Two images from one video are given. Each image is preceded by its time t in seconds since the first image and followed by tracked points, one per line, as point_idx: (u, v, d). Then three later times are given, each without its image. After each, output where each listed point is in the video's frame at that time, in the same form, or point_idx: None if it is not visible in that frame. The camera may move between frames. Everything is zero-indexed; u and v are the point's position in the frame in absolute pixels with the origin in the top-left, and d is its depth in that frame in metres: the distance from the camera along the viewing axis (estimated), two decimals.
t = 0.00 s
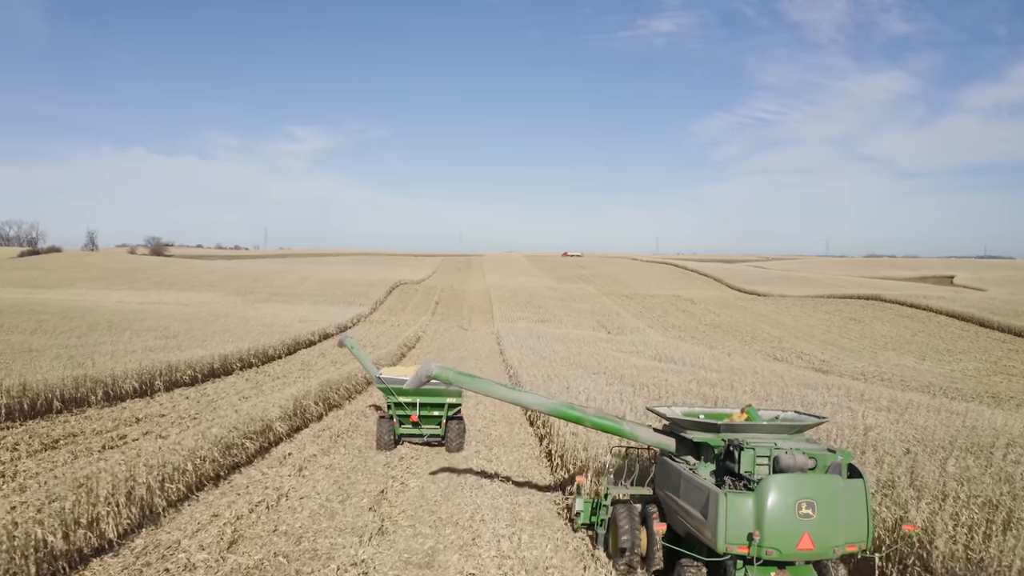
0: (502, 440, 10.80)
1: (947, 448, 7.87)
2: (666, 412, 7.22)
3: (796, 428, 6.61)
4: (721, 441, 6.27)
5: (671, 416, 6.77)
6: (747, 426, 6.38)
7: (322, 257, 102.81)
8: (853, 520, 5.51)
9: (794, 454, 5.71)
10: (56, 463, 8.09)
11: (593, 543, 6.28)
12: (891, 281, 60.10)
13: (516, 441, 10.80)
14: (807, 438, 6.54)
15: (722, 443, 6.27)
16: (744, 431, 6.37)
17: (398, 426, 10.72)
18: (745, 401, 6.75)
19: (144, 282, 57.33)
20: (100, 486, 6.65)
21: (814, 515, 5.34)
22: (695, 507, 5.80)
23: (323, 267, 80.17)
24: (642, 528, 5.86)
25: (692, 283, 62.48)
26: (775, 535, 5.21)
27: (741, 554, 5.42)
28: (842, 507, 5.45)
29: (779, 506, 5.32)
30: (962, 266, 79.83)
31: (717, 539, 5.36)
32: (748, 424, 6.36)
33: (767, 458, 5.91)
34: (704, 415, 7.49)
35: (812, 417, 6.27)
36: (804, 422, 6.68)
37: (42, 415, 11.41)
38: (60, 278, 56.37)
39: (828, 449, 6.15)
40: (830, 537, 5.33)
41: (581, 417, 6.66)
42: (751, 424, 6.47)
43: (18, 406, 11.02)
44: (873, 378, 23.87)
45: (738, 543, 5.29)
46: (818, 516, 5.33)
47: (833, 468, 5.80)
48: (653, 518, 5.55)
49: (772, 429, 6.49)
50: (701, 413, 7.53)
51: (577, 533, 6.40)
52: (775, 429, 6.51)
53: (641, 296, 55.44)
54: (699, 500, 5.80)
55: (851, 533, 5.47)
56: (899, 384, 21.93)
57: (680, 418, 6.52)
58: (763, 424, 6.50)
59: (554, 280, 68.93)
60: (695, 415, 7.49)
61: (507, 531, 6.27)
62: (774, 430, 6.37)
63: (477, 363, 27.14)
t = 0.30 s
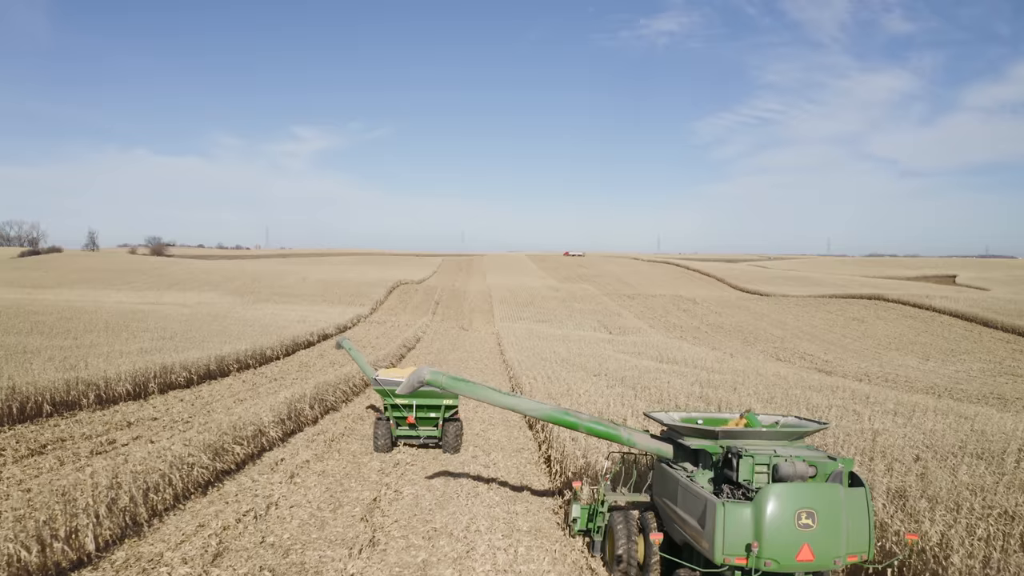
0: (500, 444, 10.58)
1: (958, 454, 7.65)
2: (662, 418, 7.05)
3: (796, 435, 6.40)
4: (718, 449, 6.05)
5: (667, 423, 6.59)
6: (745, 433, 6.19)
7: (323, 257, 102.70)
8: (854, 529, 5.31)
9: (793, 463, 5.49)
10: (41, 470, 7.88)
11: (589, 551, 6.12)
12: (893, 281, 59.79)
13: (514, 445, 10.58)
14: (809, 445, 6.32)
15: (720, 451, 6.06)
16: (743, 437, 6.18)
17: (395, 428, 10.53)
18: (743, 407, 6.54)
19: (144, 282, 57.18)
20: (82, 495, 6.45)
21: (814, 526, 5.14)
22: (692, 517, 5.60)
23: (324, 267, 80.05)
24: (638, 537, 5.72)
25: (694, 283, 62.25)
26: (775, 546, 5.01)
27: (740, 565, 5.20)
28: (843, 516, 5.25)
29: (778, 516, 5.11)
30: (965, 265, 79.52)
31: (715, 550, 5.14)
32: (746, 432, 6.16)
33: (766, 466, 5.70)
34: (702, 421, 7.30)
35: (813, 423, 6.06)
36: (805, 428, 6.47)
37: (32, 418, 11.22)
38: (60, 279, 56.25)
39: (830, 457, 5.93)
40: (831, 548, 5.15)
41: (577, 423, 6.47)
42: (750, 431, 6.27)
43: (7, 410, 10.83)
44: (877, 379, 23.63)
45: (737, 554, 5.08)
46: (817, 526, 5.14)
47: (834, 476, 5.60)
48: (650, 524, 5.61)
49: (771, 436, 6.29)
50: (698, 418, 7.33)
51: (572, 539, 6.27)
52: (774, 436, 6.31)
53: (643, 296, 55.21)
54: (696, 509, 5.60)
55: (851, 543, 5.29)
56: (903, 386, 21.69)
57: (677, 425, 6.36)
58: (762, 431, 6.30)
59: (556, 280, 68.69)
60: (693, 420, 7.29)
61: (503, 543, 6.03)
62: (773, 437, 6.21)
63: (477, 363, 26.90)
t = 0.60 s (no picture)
0: (497, 446, 10.34)
1: (969, 459, 7.39)
2: (657, 422, 6.83)
3: (795, 439, 6.19)
4: (715, 455, 5.85)
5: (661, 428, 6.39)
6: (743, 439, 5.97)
7: (324, 255, 102.64)
8: (853, 540, 5.11)
9: (792, 469, 5.27)
10: (24, 475, 7.67)
11: (584, 557, 5.96)
12: (896, 278, 59.42)
13: (512, 448, 10.34)
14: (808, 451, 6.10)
15: (716, 457, 5.85)
16: (740, 442, 5.96)
17: (391, 427, 10.32)
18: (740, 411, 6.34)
19: (144, 280, 56.95)
20: (62, 503, 6.24)
21: (812, 535, 4.94)
22: (687, 525, 5.40)
23: (325, 264, 79.80)
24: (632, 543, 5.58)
25: (695, 280, 61.96)
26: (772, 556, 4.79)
27: None
28: (842, 526, 5.04)
29: (774, 525, 4.91)
30: (967, 261, 79.22)
31: (709, 560, 4.93)
32: (744, 437, 5.94)
33: (764, 473, 5.49)
34: (698, 425, 7.09)
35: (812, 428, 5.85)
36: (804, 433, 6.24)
37: (20, 420, 11.01)
38: (59, 277, 56.07)
39: (830, 463, 5.71)
40: (830, 559, 4.94)
41: (570, 428, 6.25)
42: (748, 436, 6.06)
43: None
44: (881, 378, 23.33)
45: (733, 565, 4.87)
46: (816, 536, 4.94)
47: (834, 483, 5.37)
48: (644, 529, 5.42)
49: (769, 442, 6.08)
50: (695, 422, 7.12)
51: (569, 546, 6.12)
52: (772, 441, 6.10)
53: (645, 293, 54.97)
54: (692, 517, 5.40)
55: (852, 554, 5.09)
56: (907, 385, 21.43)
57: (672, 430, 6.15)
58: (759, 437, 6.09)
59: (557, 277, 68.43)
60: (690, 424, 7.08)
61: (498, 555, 5.80)
62: (770, 443, 6.02)
63: (476, 362, 26.64)
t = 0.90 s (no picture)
0: (494, 448, 10.12)
1: (980, 463, 7.17)
2: (653, 427, 6.79)
3: (792, 446, 6.10)
4: (711, 460, 5.79)
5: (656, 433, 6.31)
6: (739, 445, 5.91)
7: (325, 250, 102.37)
8: (852, 549, 4.90)
9: (788, 476, 5.19)
10: (4, 480, 7.47)
11: (578, 564, 5.76)
12: (898, 274, 59.02)
13: (508, 450, 10.11)
14: (805, 457, 6.01)
15: (712, 463, 5.78)
16: (736, 448, 5.90)
17: (387, 426, 10.11)
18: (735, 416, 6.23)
19: (143, 276, 56.76)
20: (38, 510, 6.03)
21: (811, 546, 4.70)
22: (682, 534, 5.18)
23: (325, 260, 79.58)
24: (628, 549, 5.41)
25: (697, 276, 61.67)
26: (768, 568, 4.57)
27: None
28: (841, 535, 4.81)
29: (771, 534, 4.67)
30: (970, 257, 78.77)
31: (703, 571, 4.73)
32: (739, 444, 5.88)
33: (760, 480, 5.41)
34: (695, 428, 6.95)
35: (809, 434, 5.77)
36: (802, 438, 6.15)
37: (8, 421, 10.82)
38: (58, 273, 55.92)
39: (828, 470, 5.63)
40: (829, 570, 4.73)
41: (562, 432, 5.96)
42: (743, 443, 6.01)
43: None
44: (885, 376, 23.03)
45: None
46: (815, 547, 4.71)
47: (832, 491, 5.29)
48: (639, 536, 5.32)
49: (765, 448, 6.01)
50: (691, 426, 6.98)
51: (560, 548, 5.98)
52: (769, 447, 6.02)
53: (646, 289, 54.70)
54: (686, 525, 5.20)
55: (852, 564, 4.86)
56: (912, 382, 21.14)
57: (667, 435, 6.15)
58: (755, 443, 6.03)
59: (558, 272, 68.14)
60: (686, 428, 6.98)
61: (490, 567, 5.57)
62: (766, 448, 6.01)
63: (476, 359, 26.36)
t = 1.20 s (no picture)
0: (490, 449, 9.84)
1: (991, 467, 6.93)
2: (644, 432, 6.60)
3: (789, 451, 5.87)
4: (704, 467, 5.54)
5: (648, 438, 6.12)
6: (734, 450, 5.71)
7: (326, 245, 102.16)
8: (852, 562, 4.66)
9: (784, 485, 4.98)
10: None
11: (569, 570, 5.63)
12: (901, 268, 58.62)
13: (504, 452, 9.84)
14: (803, 465, 5.83)
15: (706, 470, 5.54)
16: (730, 454, 5.68)
17: (381, 424, 9.90)
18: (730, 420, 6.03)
19: (143, 272, 56.60)
20: (9, 519, 5.79)
21: (806, 558, 4.48)
22: (673, 544, 5.00)
23: (326, 255, 79.35)
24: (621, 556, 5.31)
25: (699, 271, 61.37)
26: None
27: None
28: (839, 545, 4.57)
29: (764, 545, 4.47)
30: (973, 251, 78.30)
31: None
32: (734, 449, 5.70)
33: (754, 489, 5.18)
34: (689, 431, 6.80)
35: (806, 441, 5.56)
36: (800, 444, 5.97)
37: None
38: (58, 269, 55.82)
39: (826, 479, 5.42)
40: None
41: (554, 437, 5.72)
42: (738, 449, 5.79)
43: None
44: (888, 373, 22.75)
45: None
46: (810, 559, 4.48)
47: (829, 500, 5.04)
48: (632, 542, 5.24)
49: (762, 454, 5.80)
50: (685, 428, 6.82)
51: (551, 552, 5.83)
52: (765, 453, 5.83)
53: (647, 283, 54.44)
54: (677, 535, 5.01)
55: None
56: (916, 380, 20.85)
57: (659, 441, 5.84)
58: (751, 449, 5.82)
59: (560, 267, 67.86)
60: (681, 432, 6.81)
61: None
62: (761, 454, 5.78)
63: (475, 356, 26.10)
